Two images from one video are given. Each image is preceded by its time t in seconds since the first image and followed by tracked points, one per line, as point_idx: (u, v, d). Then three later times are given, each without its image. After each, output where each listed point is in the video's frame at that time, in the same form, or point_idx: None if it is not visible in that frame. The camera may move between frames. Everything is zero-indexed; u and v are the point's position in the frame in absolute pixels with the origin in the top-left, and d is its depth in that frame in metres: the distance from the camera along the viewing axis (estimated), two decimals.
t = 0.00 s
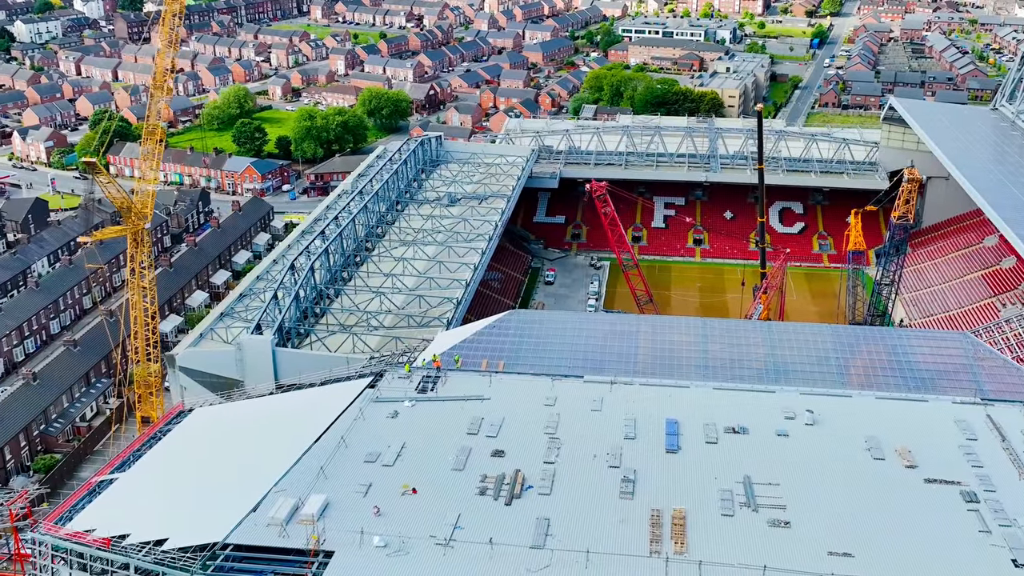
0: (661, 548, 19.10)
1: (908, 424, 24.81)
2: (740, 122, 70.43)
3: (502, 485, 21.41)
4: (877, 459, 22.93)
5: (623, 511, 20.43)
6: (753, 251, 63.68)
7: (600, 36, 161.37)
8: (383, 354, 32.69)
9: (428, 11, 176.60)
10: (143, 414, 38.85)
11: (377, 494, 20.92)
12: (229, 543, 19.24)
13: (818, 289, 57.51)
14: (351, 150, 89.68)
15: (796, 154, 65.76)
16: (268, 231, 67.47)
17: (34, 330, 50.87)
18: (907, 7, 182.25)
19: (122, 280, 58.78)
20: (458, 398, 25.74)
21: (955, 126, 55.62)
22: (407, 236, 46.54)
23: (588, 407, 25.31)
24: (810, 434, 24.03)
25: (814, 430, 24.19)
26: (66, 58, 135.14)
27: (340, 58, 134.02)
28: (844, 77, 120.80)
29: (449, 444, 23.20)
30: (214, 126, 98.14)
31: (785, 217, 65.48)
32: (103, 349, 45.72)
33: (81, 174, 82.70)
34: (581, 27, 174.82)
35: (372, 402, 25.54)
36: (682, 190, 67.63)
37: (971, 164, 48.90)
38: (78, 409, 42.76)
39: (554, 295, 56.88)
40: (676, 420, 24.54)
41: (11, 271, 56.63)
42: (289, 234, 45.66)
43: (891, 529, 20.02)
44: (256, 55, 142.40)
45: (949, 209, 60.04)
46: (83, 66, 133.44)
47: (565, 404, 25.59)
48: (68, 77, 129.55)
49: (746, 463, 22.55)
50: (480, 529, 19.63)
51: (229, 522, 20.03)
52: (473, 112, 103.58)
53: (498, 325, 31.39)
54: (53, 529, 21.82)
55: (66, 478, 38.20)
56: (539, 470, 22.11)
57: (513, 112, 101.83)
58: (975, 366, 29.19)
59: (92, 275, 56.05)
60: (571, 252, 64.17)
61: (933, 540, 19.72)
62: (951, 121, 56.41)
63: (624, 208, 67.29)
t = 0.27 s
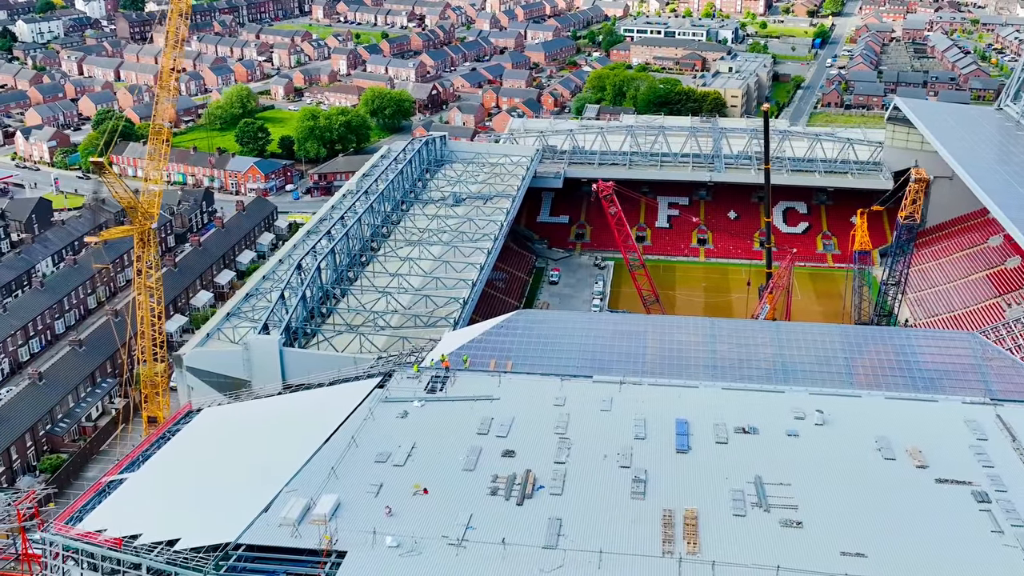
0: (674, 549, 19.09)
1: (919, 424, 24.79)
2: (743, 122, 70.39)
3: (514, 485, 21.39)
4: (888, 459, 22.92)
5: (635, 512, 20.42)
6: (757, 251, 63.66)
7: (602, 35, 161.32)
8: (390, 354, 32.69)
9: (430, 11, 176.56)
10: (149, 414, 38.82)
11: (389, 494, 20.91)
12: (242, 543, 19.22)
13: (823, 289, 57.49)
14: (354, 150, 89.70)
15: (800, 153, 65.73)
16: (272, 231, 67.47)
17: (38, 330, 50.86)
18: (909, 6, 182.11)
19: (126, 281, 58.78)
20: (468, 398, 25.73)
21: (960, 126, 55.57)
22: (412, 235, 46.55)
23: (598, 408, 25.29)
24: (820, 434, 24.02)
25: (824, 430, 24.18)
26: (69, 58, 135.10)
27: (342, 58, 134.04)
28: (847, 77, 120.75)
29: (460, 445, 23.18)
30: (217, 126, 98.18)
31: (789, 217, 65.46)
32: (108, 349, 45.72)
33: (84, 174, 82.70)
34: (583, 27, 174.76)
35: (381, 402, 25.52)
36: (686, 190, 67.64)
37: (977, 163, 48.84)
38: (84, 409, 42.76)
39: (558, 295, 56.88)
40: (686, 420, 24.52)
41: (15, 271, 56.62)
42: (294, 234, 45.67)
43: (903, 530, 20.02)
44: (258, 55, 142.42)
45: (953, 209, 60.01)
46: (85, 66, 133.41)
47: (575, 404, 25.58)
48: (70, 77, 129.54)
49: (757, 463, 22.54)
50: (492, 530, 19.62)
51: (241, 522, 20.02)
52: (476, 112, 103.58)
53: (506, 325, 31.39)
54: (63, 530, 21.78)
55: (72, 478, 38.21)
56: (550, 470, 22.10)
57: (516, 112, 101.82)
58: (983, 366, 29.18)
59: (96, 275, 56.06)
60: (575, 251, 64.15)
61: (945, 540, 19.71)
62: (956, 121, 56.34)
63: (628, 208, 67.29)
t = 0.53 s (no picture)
0: (689, 549, 19.08)
1: (931, 424, 24.77)
2: (747, 122, 70.35)
3: (527, 485, 21.38)
4: (901, 459, 22.90)
5: (649, 512, 20.41)
6: (761, 251, 63.64)
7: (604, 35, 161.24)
8: (399, 354, 32.67)
9: (431, 11, 176.39)
10: (157, 414, 38.80)
11: (403, 494, 20.90)
12: (257, 543, 19.21)
13: (828, 289, 57.48)
14: (357, 150, 89.68)
15: (804, 153, 65.71)
16: (276, 231, 67.46)
17: (44, 330, 50.85)
18: (910, 6, 181.89)
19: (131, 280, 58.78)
20: (479, 398, 25.72)
21: (966, 126, 55.54)
22: (418, 235, 46.52)
23: (609, 408, 25.27)
24: (833, 434, 24.01)
25: (836, 430, 24.17)
26: (70, 58, 134.99)
27: (344, 58, 133.98)
28: (849, 77, 120.59)
29: (472, 445, 23.16)
30: (219, 126, 98.17)
31: (793, 217, 65.44)
32: (114, 349, 45.71)
33: (88, 174, 82.65)
34: (584, 27, 174.68)
35: (393, 402, 25.50)
36: (690, 189, 67.66)
37: (983, 163, 48.79)
38: (90, 409, 42.75)
39: (563, 295, 56.85)
40: (698, 420, 24.51)
41: (20, 271, 56.61)
42: (301, 234, 45.66)
43: (917, 529, 20.00)
44: (260, 55, 142.32)
45: (957, 208, 59.99)
46: (87, 65, 133.28)
47: (586, 404, 25.55)
48: (72, 77, 129.47)
49: (770, 463, 22.52)
50: (507, 530, 19.61)
51: (255, 522, 20.01)
52: (479, 112, 103.52)
53: (515, 325, 31.38)
54: (76, 531, 21.75)
55: (79, 478, 38.23)
56: (564, 470, 22.09)
57: (519, 112, 101.74)
58: (993, 366, 29.16)
59: (102, 275, 56.09)
60: (579, 251, 64.12)
61: (960, 540, 19.71)
62: (962, 121, 56.29)
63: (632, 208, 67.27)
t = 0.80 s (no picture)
0: (706, 549, 19.06)
1: (943, 423, 24.76)
2: (751, 121, 70.34)
3: (543, 485, 21.36)
4: (915, 458, 22.90)
5: (665, 512, 20.39)
6: (765, 250, 63.67)
7: (605, 35, 161.26)
8: (409, 354, 32.67)
9: (432, 10, 176.26)
10: (164, 414, 38.76)
11: (418, 494, 20.88)
12: (274, 543, 19.20)
13: (833, 288, 57.50)
14: (360, 150, 89.67)
15: (808, 153, 65.73)
16: (280, 231, 67.44)
17: (49, 330, 50.80)
18: (910, 6, 181.95)
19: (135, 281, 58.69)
20: (492, 398, 25.71)
21: (971, 126, 55.55)
22: (424, 235, 46.50)
23: (622, 408, 25.25)
24: (846, 434, 24.01)
25: (849, 430, 24.17)
26: (71, 58, 134.80)
27: (345, 57, 133.94)
28: (850, 76, 120.60)
29: (486, 445, 23.15)
30: (221, 126, 98.11)
31: (797, 217, 65.47)
32: (120, 349, 45.69)
33: (90, 174, 82.55)
34: (585, 27, 174.69)
35: (406, 402, 25.48)
36: (694, 190, 67.70)
37: (989, 163, 48.80)
38: (97, 409, 42.71)
39: (568, 295, 56.85)
40: (711, 420, 24.50)
41: (24, 271, 56.56)
42: (307, 235, 45.66)
43: (934, 529, 19.99)
44: (261, 54, 142.25)
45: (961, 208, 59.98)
46: (87, 65, 133.11)
47: (599, 404, 25.54)
48: (73, 77, 129.32)
49: (785, 463, 22.50)
50: (523, 530, 19.60)
51: (272, 522, 20.02)
52: (481, 111, 103.51)
53: (525, 325, 31.39)
54: (90, 532, 21.74)
55: (87, 479, 38.24)
56: (579, 470, 22.07)
57: (521, 112, 101.72)
58: (1004, 366, 29.17)
59: (106, 275, 56.08)
60: (583, 251, 64.12)
61: (978, 540, 19.69)
62: (967, 120, 56.26)
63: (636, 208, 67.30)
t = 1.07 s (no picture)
0: (727, 549, 19.05)
1: (959, 423, 24.76)
2: (756, 121, 70.36)
3: (561, 485, 21.34)
4: (932, 458, 22.88)
5: (685, 512, 20.39)
6: (771, 250, 63.69)
7: (607, 35, 161.28)
8: (421, 354, 32.65)
9: (433, 10, 176.17)
10: (174, 414, 38.65)
11: (437, 494, 20.87)
12: (295, 544, 19.20)
13: (839, 288, 57.49)
14: (364, 149, 89.73)
15: (814, 152, 65.71)
16: (285, 231, 67.41)
17: (56, 330, 50.76)
18: (912, 6, 182.02)
19: (141, 281, 58.84)
20: (507, 398, 25.69)
21: (978, 125, 55.52)
22: (432, 235, 46.47)
23: (637, 408, 25.24)
24: (862, 434, 24.00)
25: (865, 430, 24.16)
26: (73, 58, 134.68)
27: (348, 57, 133.83)
28: (853, 76, 120.68)
29: (504, 445, 23.13)
30: (224, 125, 98.15)
31: (803, 216, 65.50)
32: (128, 350, 45.70)
33: (94, 174, 82.49)
34: (586, 26, 174.69)
35: (421, 402, 25.47)
36: (699, 189, 67.75)
37: (998, 162, 48.79)
38: (105, 409, 42.66)
39: (575, 295, 56.88)
40: (727, 420, 24.48)
41: (30, 271, 56.54)
42: (315, 234, 45.64)
43: (955, 529, 19.98)
44: (263, 54, 142.33)
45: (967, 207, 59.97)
46: (89, 65, 133.01)
47: (614, 404, 25.52)
48: (75, 76, 129.14)
49: (802, 463, 22.49)
50: (544, 530, 19.59)
51: (291, 523, 20.01)
52: (484, 111, 103.58)
53: (538, 325, 31.38)
54: (108, 532, 21.71)
55: (96, 479, 38.25)
56: (596, 470, 22.06)
57: (524, 112, 101.84)
58: (1016, 365, 29.19)
59: (113, 275, 56.04)
60: (589, 251, 64.12)
61: (999, 540, 19.67)
62: (974, 120, 56.25)
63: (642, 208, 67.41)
